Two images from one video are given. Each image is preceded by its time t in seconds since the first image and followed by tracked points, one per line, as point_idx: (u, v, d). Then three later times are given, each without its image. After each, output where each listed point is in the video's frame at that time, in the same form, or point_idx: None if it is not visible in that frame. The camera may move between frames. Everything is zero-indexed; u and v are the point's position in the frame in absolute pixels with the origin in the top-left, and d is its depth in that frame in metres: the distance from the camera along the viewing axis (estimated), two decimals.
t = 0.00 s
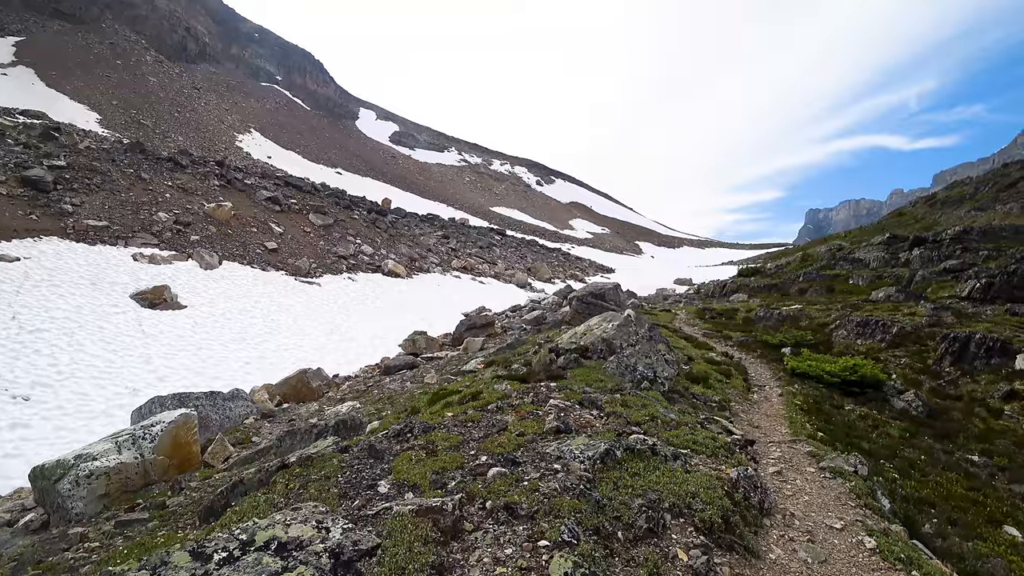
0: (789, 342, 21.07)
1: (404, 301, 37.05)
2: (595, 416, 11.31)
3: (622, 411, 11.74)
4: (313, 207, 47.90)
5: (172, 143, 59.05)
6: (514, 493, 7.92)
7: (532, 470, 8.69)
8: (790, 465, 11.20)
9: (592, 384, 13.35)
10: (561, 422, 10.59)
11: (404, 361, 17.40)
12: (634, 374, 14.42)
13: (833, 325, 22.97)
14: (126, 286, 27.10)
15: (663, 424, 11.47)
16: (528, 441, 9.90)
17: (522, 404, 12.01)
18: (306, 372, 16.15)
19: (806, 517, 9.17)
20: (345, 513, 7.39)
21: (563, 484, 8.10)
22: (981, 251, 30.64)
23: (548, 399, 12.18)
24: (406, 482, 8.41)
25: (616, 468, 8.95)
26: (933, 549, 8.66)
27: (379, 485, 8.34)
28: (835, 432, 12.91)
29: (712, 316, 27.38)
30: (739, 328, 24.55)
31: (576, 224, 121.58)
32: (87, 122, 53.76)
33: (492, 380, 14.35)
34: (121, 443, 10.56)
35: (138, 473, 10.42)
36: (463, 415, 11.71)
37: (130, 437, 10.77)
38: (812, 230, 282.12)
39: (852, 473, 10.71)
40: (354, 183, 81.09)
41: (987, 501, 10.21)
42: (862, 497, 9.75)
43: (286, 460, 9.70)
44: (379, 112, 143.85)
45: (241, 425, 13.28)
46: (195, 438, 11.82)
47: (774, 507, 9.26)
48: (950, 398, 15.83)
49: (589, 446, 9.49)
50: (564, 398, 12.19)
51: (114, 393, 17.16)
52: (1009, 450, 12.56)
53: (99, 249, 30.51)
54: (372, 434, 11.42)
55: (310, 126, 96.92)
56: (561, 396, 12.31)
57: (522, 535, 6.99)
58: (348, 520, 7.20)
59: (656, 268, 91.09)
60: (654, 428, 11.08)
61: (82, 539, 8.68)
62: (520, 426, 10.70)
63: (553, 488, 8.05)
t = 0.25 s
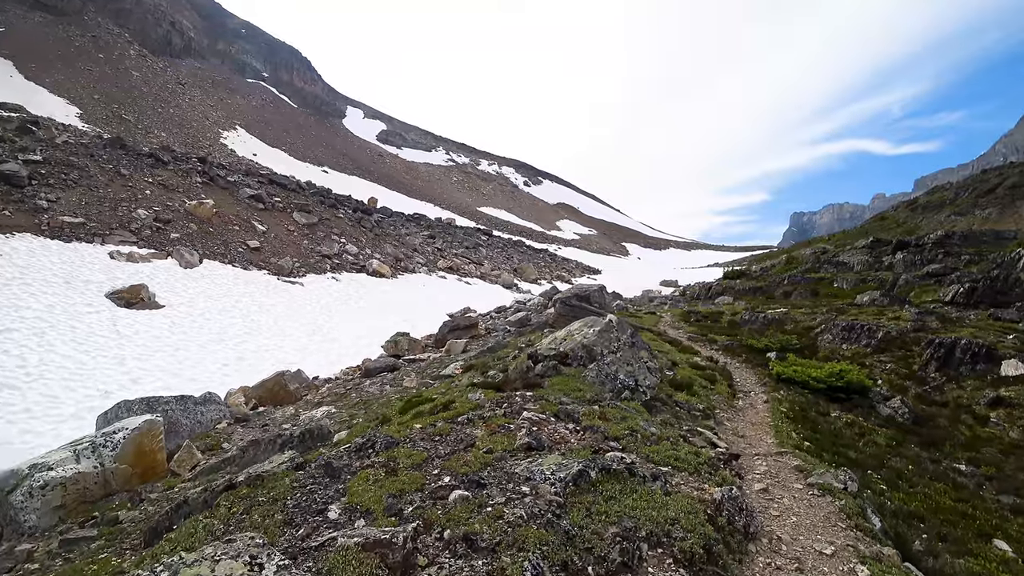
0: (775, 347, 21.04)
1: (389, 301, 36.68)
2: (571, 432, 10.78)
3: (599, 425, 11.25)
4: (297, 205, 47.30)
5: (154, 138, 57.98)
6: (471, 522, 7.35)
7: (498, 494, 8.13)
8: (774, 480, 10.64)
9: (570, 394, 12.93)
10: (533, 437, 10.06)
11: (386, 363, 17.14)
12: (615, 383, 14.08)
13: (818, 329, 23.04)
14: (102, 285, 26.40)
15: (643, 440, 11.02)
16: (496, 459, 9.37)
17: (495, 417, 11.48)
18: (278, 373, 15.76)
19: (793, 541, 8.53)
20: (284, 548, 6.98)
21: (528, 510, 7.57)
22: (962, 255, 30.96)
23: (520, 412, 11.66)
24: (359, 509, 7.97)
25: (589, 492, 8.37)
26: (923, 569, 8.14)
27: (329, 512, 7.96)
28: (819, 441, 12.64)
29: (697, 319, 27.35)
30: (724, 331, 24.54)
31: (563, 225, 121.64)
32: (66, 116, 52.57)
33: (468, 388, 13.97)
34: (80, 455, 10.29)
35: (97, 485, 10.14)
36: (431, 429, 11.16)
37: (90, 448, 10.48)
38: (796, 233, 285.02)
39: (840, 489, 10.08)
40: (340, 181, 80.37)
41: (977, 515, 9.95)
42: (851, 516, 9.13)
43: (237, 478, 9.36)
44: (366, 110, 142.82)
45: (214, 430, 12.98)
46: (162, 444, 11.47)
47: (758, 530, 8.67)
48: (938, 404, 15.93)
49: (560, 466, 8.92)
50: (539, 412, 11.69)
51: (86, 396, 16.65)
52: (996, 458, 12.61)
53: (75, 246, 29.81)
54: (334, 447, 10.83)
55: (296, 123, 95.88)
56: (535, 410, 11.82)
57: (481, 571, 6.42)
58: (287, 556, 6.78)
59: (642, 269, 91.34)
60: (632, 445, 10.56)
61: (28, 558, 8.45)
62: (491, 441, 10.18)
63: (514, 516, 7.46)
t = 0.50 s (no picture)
0: (750, 347, 21.08)
1: (363, 301, 36.13)
2: (532, 441, 10.38)
3: (564, 432, 10.89)
4: (271, 203, 46.37)
5: (124, 132, 56.32)
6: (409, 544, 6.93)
7: (444, 512, 7.68)
8: (751, 488, 10.32)
9: (535, 398, 12.70)
10: (487, 446, 9.68)
11: (356, 364, 16.80)
12: (584, 386, 13.86)
13: (794, 329, 23.17)
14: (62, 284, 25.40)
15: (610, 447, 10.68)
16: (446, 471, 8.97)
17: (454, 423, 11.10)
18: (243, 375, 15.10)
19: (772, 558, 8.14)
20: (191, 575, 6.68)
21: (475, 532, 7.11)
22: (932, 257, 31.55)
23: (479, 418, 11.27)
24: (285, 528, 7.58)
25: (547, 508, 7.91)
26: None
27: (250, 532, 7.60)
28: (798, 444, 12.54)
29: (673, 320, 27.36)
30: (700, 332, 24.56)
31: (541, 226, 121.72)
32: (30, 108, 50.72)
33: (432, 391, 13.59)
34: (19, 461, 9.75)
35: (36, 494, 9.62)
36: (384, 436, 10.78)
37: (30, 455, 9.93)
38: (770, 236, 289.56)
39: (822, 498, 9.72)
40: (316, 180, 79.19)
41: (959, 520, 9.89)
42: (834, 529, 8.76)
43: (160, 493, 9.40)
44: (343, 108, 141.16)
45: (171, 435, 12.51)
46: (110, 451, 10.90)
47: (735, 547, 8.25)
48: (913, 403, 16.06)
49: (514, 480, 8.48)
50: (501, 417, 11.34)
51: (40, 399, 15.89)
52: (971, 459, 12.75)
53: (35, 242, 28.63)
54: (274, 460, 10.29)
55: (271, 120, 94.24)
56: (496, 415, 11.46)
57: None
58: None
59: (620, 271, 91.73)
60: (599, 454, 10.19)
61: None
62: (446, 449, 9.81)
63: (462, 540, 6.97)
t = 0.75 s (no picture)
0: (732, 350, 21.05)
1: (343, 303, 35.58)
2: (495, 464, 9.67)
3: (531, 452, 10.20)
4: (249, 203, 45.57)
5: (97, 130, 54.96)
6: None
7: (390, 555, 7.12)
8: (732, 510, 9.78)
9: (503, 413, 11.86)
10: (445, 472, 8.96)
11: (332, 370, 16.43)
12: (557, 399, 13.18)
13: (775, 331, 23.20)
14: (29, 288, 24.56)
15: (582, 470, 9.98)
16: (397, 505, 8.29)
17: (413, 443, 10.35)
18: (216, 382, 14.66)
19: None
20: None
21: None
22: (910, 258, 31.88)
23: (440, 438, 10.54)
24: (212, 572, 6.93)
25: (511, 547, 7.24)
26: None
27: None
28: (780, 454, 12.35)
29: (655, 321, 27.29)
30: (681, 334, 24.52)
31: (524, 226, 121.59)
32: None
33: (396, 404, 12.99)
34: None
35: None
36: (338, 459, 10.10)
37: None
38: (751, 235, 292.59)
39: (807, 522, 9.33)
40: (297, 179, 78.18)
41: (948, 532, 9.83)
42: (821, 558, 8.34)
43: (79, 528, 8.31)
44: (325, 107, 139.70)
45: (135, 445, 12.26)
46: (63, 469, 10.48)
47: None
48: (895, 408, 16.09)
49: (470, 514, 7.76)
50: (464, 436, 10.64)
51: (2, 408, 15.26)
52: (955, 466, 12.79)
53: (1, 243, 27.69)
54: (222, 485, 9.58)
55: (250, 119, 92.85)
56: (459, 433, 10.75)
57: None
58: None
59: (603, 270, 91.93)
60: (569, 479, 9.51)
61: None
62: (400, 476, 9.11)
63: None
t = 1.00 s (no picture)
0: (716, 352, 20.98)
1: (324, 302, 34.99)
2: (456, 483, 8.86)
3: (499, 470, 9.42)
4: (229, 200, 44.74)
5: (73, 123, 53.60)
6: None
7: None
8: (717, 530, 9.16)
9: (472, 424, 11.30)
10: (398, 491, 8.11)
11: (309, 372, 16.07)
12: (531, 407, 12.72)
13: (759, 333, 23.19)
14: None
15: (553, 489, 9.19)
16: (343, 534, 7.44)
17: (369, 458, 9.55)
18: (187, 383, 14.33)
19: None
20: None
21: None
22: (891, 260, 32.20)
23: (398, 453, 9.74)
24: None
25: None
26: None
27: None
28: (765, 461, 12.20)
29: (638, 322, 27.19)
30: (665, 335, 24.43)
31: (509, 225, 121.41)
32: None
33: (361, 411, 12.50)
34: None
35: None
36: (286, 477, 9.31)
37: None
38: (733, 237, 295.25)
39: (797, 542, 8.69)
40: (279, 176, 77.13)
41: (932, 541, 9.81)
42: None
43: None
44: (309, 104, 138.16)
45: (96, 452, 11.83)
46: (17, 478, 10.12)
47: None
48: (880, 412, 16.10)
49: (422, 547, 6.92)
50: (426, 450, 9.89)
51: None
52: (942, 472, 12.84)
53: None
54: (155, 507, 9.03)
55: (232, 114, 91.44)
56: (422, 448, 9.98)
57: None
58: None
59: (587, 271, 92.03)
60: (538, 500, 8.73)
61: None
62: (350, 496, 8.29)
63: None
